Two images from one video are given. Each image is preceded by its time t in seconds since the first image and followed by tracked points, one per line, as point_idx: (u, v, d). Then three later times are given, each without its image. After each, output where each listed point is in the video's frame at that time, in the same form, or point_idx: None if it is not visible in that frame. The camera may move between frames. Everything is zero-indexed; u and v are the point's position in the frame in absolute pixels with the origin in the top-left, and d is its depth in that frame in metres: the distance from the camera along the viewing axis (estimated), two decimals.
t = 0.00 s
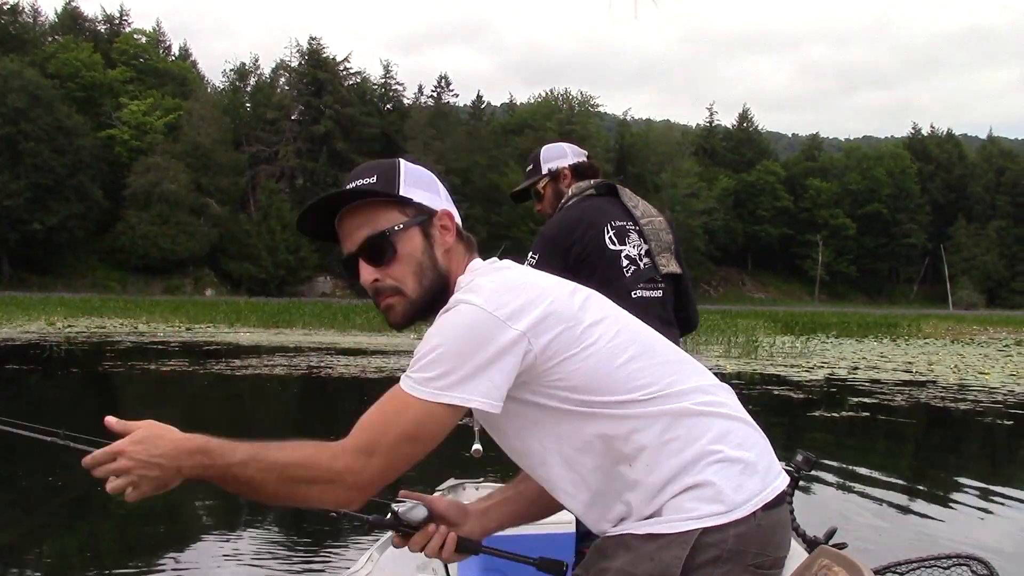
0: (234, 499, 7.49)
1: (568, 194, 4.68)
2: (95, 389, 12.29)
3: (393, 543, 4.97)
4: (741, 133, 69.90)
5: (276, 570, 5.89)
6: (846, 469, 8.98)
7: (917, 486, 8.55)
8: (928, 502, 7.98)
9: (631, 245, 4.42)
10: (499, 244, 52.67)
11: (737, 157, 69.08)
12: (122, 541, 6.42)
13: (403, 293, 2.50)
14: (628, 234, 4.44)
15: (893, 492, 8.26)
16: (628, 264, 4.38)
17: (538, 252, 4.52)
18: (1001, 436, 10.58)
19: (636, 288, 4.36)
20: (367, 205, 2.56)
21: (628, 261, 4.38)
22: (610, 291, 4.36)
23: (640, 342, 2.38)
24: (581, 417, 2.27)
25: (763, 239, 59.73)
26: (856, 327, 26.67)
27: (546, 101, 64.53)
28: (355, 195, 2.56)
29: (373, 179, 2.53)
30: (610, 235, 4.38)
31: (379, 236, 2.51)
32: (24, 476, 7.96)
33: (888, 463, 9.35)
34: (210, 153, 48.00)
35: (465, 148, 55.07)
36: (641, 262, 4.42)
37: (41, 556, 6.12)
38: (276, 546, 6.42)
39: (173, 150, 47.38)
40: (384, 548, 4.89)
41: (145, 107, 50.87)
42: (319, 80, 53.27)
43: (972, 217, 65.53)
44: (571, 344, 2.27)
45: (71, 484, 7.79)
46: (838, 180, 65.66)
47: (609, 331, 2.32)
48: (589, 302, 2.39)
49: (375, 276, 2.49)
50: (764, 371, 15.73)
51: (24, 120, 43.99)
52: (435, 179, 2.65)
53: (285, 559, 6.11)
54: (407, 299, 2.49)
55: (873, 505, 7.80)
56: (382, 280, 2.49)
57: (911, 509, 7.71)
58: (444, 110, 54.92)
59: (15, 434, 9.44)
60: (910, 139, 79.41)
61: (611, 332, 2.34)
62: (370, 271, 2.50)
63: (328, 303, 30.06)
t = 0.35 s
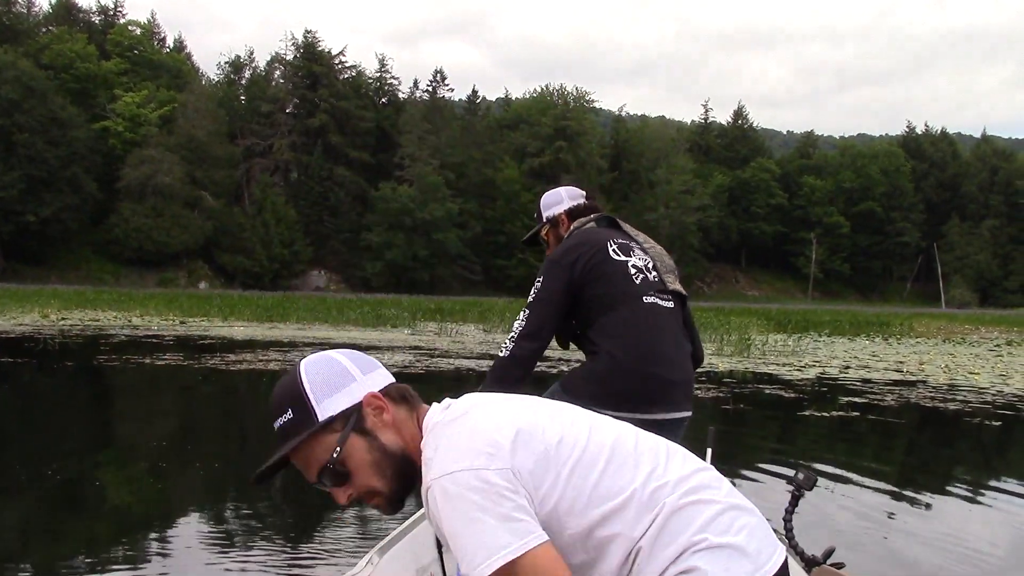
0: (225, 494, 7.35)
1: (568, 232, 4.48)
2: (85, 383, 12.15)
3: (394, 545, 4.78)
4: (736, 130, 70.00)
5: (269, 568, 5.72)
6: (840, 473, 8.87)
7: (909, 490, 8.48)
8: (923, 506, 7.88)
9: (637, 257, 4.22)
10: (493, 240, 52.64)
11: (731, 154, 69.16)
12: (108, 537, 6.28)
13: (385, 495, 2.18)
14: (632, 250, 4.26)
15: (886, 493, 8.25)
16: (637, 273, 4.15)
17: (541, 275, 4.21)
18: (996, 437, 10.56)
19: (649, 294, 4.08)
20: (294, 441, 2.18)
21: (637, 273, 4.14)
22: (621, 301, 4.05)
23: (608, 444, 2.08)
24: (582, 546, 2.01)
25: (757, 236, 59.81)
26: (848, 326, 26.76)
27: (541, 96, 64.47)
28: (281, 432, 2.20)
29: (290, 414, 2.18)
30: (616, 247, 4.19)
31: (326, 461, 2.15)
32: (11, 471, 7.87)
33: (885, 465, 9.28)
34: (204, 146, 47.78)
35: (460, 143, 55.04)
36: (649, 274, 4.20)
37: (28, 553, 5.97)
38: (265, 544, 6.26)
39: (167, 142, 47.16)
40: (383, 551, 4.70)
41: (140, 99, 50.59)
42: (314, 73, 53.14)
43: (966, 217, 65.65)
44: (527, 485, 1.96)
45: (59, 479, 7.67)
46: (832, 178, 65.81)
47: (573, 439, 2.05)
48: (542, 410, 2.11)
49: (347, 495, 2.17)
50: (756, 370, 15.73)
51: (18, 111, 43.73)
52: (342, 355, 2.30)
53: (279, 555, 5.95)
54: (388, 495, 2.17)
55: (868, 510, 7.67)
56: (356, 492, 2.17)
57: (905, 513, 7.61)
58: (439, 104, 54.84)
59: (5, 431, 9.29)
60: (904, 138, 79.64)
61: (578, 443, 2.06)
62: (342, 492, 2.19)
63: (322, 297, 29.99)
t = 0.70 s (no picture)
0: (228, 497, 7.42)
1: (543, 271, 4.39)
2: (85, 390, 12.19)
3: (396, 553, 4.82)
4: (733, 132, 70.19)
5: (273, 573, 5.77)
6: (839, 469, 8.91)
7: (908, 485, 8.51)
8: (922, 500, 7.90)
9: (615, 271, 4.11)
10: (491, 244, 52.74)
11: (728, 156, 69.30)
12: (112, 542, 6.31)
13: None
14: (608, 266, 4.15)
15: (884, 488, 8.26)
16: (620, 283, 4.05)
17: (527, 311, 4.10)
18: (991, 435, 10.63)
19: (639, 298, 3.99)
20: (297, 565, 2.12)
21: (620, 284, 4.05)
22: (615, 313, 3.96)
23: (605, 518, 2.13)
24: None
25: (756, 238, 59.88)
26: (847, 326, 26.78)
27: (538, 100, 64.58)
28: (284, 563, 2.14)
29: (285, 541, 2.12)
30: (590, 270, 4.08)
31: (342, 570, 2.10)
32: (12, 477, 7.89)
33: (882, 462, 9.34)
34: (202, 153, 47.87)
35: (457, 149, 55.14)
36: (632, 281, 4.09)
37: (33, 559, 5.99)
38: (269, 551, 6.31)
39: (165, 150, 47.24)
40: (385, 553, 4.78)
41: (137, 107, 50.65)
42: (311, 80, 53.30)
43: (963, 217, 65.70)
44: (544, 554, 1.97)
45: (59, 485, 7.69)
46: (829, 180, 65.95)
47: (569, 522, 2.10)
48: (533, 485, 2.14)
49: None
50: (753, 371, 15.78)
51: (16, 119, 43.80)
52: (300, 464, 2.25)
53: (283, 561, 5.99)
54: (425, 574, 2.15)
55: (867, 505, 7.70)
56: None
57: (902, 508, 7.64)
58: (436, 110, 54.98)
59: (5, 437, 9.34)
60: (902, 140, 79.73)
61: (576, 512, 2.11)
62: None
63: (321, 303, 30.06)
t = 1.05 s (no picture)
0: (225, 502, 7.38)
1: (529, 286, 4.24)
2: (81, 394, 12.14)
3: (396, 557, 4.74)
4: (728, 134, 70.39)
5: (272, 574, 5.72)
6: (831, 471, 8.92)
7: (902, 487, 8.52)
8: (914, 504, 7.89)
9: (606, 279, 4.00)
10: (487, 247, 52.74)
11: (723, 158, 69.45)
12: (109, 546, 6.29)
13: None
14: (597, 275, 4.03)
15: (882, 490, 8.29)
16: (614, 291, 3.95)
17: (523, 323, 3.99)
18: (986, 435, 10.69)
19: (638, 300, 3.94)
20: None
21: (614, 290, 3.96)
22: (618, 320, 3.89)
23: None
24: None
25: (752, 240, 60.02)
26: (843, 327, 26.86)
27: (534, 103, 64.66)
28: None
29: (317, 562, 2.04)
30: (580, 282, 3.97)
31: None
32: (10, 482, 7.87)
33: (878, 462, 9.40)
34: (198, 157, 47.88)
35: (453, 152, 55.20)
36: (625, 286, 4.01)
37: (30, 564, 5.93)
38: (267, 548, 6.28)
39: (161, 154, 47.20)
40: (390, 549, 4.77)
41: (133, 111, 50.59)
42: (307, 83, 53.36)
43: (958, 217, 65.77)
44: None
45: (57, 491, 7.63)
46: (825, 181, 66.14)
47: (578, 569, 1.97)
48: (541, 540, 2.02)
49: None
50: (750, 372, 15.81)
51: (11, 124, 43.72)
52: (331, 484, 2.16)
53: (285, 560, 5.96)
54: None
55: (863, 506, 7.69)
56: None
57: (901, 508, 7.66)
58: (432, 113, 55.02)
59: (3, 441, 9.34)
60: (897, 141, 79.95)
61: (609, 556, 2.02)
62: None
63: (318, 306, 30.05)
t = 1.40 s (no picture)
0: (213, 495, 7.46)
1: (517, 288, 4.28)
2: (75, 389, 12.18)
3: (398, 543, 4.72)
4: (722, 135, 70.53)
5: (260, 566, 5.75)
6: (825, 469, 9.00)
7: (890, 483, 8.63)
8: (904, 498, 7.99)
9: (595, 277, 4.04)
10: (480, 246, 52.74)
11: (717, 159, 69.56)
12: (101, 536, 6.39)
13: None
14: (585, 273, 4.07)
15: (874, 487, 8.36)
16: (603, 287, 3.98)
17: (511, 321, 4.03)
18: (975, 433, 10.78)
19: (625, 298, 3.96)
20: (376, 556, 2.32)
21: (602, 288, 3.97)
22: (604, 317, 3.90)
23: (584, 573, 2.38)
24: None
25: (745, 240, 60.13)
26: (835, 328, 26.92)
27: (528, 102, 64.66)
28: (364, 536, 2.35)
29: (380, 533, 2.30)
30: (569, 280, 4.00)
31: None
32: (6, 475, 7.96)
33: (866, 459, 9.51)
34: (191, 153, 47.82)
35: (446, 150, 55.17)
36: (615, 284, 4.04)
37: (16, 554, 6.00)
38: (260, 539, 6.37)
39: (154, 150, 47.11)
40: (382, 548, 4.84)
41: (126, 107, 50.44)
42: (301, 80, 53.34)
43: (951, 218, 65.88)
44: None
45: (48, 484, 7.70)
46: (818, 182, 66.29)
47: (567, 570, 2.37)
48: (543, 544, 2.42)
49: None
50: (742, 371, 15.89)
51: (3, 119, 43.55)
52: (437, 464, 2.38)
53: (273, 554, 5.98)
54: None
55: (851, 502, 7.82)
56: None
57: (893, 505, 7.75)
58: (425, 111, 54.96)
59: None
60: (890, 142, 80.16)
61: None
62: None
63: (311, 304, 30.01)
